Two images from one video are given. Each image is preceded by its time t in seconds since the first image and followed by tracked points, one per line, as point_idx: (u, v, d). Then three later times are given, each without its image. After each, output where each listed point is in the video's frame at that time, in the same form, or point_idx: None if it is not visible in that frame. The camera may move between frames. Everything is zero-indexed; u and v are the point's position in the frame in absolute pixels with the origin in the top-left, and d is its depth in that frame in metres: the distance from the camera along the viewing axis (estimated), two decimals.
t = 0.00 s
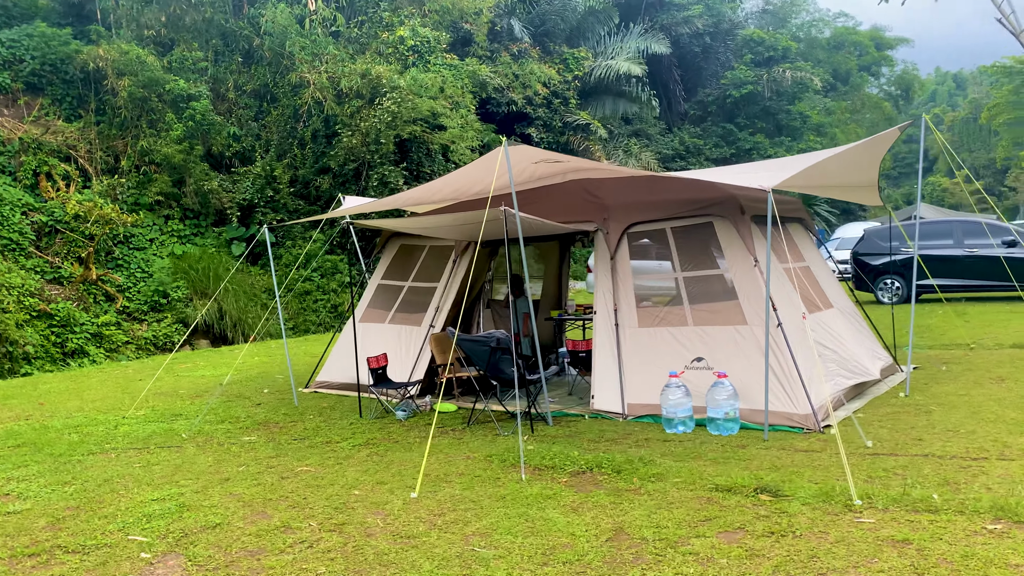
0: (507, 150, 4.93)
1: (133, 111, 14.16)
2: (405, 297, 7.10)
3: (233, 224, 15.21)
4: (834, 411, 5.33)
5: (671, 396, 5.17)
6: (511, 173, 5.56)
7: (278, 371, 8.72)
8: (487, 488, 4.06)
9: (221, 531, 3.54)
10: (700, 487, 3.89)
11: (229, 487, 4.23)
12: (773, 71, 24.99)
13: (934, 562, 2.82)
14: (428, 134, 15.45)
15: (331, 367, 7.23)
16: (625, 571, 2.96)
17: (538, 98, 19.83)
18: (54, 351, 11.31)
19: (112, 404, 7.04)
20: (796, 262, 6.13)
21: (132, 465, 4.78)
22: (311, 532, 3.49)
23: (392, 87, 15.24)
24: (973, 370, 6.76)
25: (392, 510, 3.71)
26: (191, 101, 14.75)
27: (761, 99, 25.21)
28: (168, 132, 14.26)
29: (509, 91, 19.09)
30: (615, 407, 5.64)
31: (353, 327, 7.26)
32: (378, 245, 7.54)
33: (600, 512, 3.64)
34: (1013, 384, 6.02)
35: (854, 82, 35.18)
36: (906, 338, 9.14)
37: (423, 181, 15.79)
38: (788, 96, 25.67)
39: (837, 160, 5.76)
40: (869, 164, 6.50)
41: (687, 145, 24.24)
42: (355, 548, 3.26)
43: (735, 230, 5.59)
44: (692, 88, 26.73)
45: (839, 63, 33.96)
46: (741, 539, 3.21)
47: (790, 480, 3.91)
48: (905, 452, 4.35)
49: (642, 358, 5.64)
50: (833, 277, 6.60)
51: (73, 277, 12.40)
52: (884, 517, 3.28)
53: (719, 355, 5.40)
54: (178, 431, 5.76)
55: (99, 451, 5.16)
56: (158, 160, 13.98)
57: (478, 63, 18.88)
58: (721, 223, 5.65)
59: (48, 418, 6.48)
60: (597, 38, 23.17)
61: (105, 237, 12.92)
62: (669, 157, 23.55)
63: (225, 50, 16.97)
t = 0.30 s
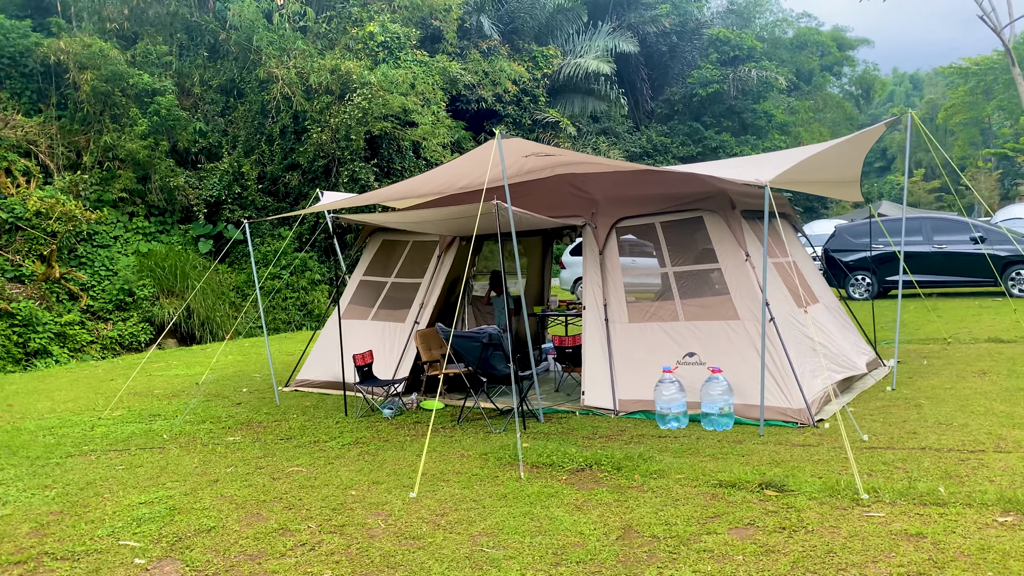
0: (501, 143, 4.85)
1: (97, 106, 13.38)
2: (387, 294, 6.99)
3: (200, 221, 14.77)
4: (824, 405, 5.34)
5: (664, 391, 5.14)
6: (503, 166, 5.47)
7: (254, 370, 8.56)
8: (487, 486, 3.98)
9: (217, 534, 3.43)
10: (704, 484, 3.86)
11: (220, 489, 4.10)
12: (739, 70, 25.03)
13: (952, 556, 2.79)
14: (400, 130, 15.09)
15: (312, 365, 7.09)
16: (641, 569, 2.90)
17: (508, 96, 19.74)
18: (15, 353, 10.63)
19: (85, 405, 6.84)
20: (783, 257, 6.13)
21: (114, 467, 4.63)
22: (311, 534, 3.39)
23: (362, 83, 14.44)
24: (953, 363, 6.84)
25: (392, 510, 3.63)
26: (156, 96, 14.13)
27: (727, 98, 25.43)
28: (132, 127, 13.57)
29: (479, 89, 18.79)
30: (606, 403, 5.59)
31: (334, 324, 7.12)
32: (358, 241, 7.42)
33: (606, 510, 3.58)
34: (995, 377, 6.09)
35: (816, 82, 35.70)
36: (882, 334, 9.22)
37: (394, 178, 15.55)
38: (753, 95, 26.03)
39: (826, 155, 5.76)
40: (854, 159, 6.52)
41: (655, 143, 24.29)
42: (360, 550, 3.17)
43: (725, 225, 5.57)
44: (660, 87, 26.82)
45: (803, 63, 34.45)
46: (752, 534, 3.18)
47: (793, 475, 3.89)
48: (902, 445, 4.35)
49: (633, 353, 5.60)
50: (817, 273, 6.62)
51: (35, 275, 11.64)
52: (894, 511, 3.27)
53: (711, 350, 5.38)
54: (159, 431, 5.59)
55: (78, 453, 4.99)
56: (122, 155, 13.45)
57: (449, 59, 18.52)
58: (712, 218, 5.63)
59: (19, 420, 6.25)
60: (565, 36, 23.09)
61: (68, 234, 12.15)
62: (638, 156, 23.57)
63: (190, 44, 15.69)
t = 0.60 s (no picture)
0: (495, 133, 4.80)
1: (59, 98, 12.36)
2: (371, 288, 6.89)
3: (166, 216, 14.01)
4: (816, 398, 5.35)
5: (659, 383, 5.12)
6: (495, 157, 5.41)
7: (232, 366, 8.40)
8: (489, 480, 3.92)
9: (216, 532, 3.32)
10: (708, 476, 3.84)
11: (214, 487, 3.98)
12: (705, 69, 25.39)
13: (970, 545, 2.79)
14: (371, 124, 14.86)
15: (294, 361, 6.96)
16: (661, 562, 2.85)
17: (478, 91, 19.58)
18: None
19: (59, 403, 6.63)
20: (771, 249, 6.13)
21: (99, 465, 4.48)
22: (314, 531, 3.30)
23: (333, 77, 14.30)
24: (934, 356, 6.92)
25: (397, 506, 3.55)
26: (121, 87, 13.16)
27: (694, 96, 25.65)
28: (96, 120, 12.68)
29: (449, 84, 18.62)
30: (598, 397, 5.54)
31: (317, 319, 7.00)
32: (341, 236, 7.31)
33: (614, 503, 3.54)
34: (977, 369, 6.19)
35: (781, 81, 36.10)
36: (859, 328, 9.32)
37: (364, 173, 15.32)
38: (720, 94, 26.25)
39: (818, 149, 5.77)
40: (839, 154, 6.54)
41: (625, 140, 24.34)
42: (368, 547, 3.08)
43: (716, 218, 5.56)
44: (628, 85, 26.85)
45: (767, 62, 34.88)
46: (766, 526, 3.16)
47: (797, 467, 3.88)
48: (898, 436, 4.37)
49: (624, 346, 5.57)
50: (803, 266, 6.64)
51: None
52: (904, 501, 3.28)
53: (704, 343, 5.36)
54: (141, 429, 5.43)
55: (58, 452, 4.81)
56: (86, 150, 12.46)
57: (419, 54, 18.32)
58: (703, 211, 5.62)
59: None
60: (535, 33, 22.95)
61: (29, 230, 11.37)
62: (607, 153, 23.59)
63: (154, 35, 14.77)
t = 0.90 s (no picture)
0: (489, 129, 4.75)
1: (18, 89, 11.71)
2: (354, 286, 6.78)
3: (131, 211, 13.62)
4: (805, 395, 5.38)
5: (651, 382, 5.09)
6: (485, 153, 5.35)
7: (207, 365, 8.23)
8: (489, 481, 3.86)
9: (214, 537, 3.22)
10: (709, 475, 3.82)
11: (204, 489, 3.87)
12: (674, 68, 25.49)
13: (984, 543, 2.80)
14: (341, 120, 14.58)
15: (274, 360, 6.83)
16: (677, 564, 2.81)
17: (449, 88, 19.15)
18: None
19: (31, 403, 6.43)
20: (759, 247, 6.15)
21: (80, 469, 4.33)
22: (316, 535, 3.21)
23: (303, 71, 13.89)
24: (914, 354, 6.99)
25: (399, 508, 3.48)
26: (84, 79, 12.66)
27: (664, 95, 25.79)
28: (59, 112, 12.07)
29: (420, 80, 18.36)
30: (588, 396, 5.51)
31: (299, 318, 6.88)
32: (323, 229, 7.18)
33: (619, 504, 3.50)
34: (957, 366, 6.28)
35: (747, 81, 36.53)
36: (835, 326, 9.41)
37: (334, 171, 14.92)
38: (689, 93, 26.45)
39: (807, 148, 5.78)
40: (823, 153, 6.58)
41: (595, 138, 24.34)
42: (375, 551, 3.01)
43: (706, 216, 5.56)
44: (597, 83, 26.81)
45: (734, 62, 35.09)
46: (775, 526, 3.15)
47: (795, 465, 3.89)
48: (892, 433, 4.41)
49: (615, 345, 5.54)
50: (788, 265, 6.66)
51: None
52: (910, 499, 3.29)
53: (694, 341, 5.36)
54: (121, 429, 5.28)
55: (36, 455, 4.65)
56: (48, 144, 11.90)
57: (390, 49, 18.05)
58: (693, 209, 5.61)
59: None
60: (506, 30, 22.67)
61: None
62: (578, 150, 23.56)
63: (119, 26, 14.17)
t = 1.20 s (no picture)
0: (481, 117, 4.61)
1: None
2: (333, 281, 6.60)
3: (92, 205, 13.06)
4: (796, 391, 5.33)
5: (643, 379, 5.03)
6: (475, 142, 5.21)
7: (178, 363, 7.99)
8: (485, 483, 3.73)
9: (199, 543, 3.05)
10: (711, 474, 3.73)
11: (186, 494, 3.68)
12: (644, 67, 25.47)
13: (1003, 544, 2.73)
14: (309, 114, 14.21)
15: (249, 357, 6.62)
16: (691, 568, 2.70)
17: (419, 83, 18.85)
18: None
19: None
20: (746, 243, 6.09)
21: (51, 472, 4.11)
22: (308, 541, 3.05)
23: (270, 64, 13.49)
24: (897, 351, 6.99)
25: (394, 512, 3.33)
26: (42, 69, 12.23)
27: (633, 94, 25.80)
28: (16, 103, 11.67)
29: (390, 74, 18.03)
30: (577, 393, 5.42)
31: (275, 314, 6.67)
32: (298, 224, 6.95)
33: (622, 505, 3.39)
34: (941, 364, 6.28)
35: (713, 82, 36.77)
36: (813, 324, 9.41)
37: (302, 165, 14.51)
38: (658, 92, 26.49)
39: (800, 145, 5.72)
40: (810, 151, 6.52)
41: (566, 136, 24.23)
42: (372, 558, 2.86)
43: (697, 211, 5.48)
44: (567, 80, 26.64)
45: (701, 62, 35.09)
46: (785, 526, 3.06)
47: (796, 464, 3.81)
48: (889, 431, 4.36)
49: (604, 341, 5.45)
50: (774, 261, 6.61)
51: None
52: (920, 498, 3.22)
53: (685, 337, 5.28)
54: (92, 430, 5.06)
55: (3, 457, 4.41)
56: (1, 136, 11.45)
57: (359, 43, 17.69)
58: (683, 204, 5.54)
59: None
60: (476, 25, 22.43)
61: None
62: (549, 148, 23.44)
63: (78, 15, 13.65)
